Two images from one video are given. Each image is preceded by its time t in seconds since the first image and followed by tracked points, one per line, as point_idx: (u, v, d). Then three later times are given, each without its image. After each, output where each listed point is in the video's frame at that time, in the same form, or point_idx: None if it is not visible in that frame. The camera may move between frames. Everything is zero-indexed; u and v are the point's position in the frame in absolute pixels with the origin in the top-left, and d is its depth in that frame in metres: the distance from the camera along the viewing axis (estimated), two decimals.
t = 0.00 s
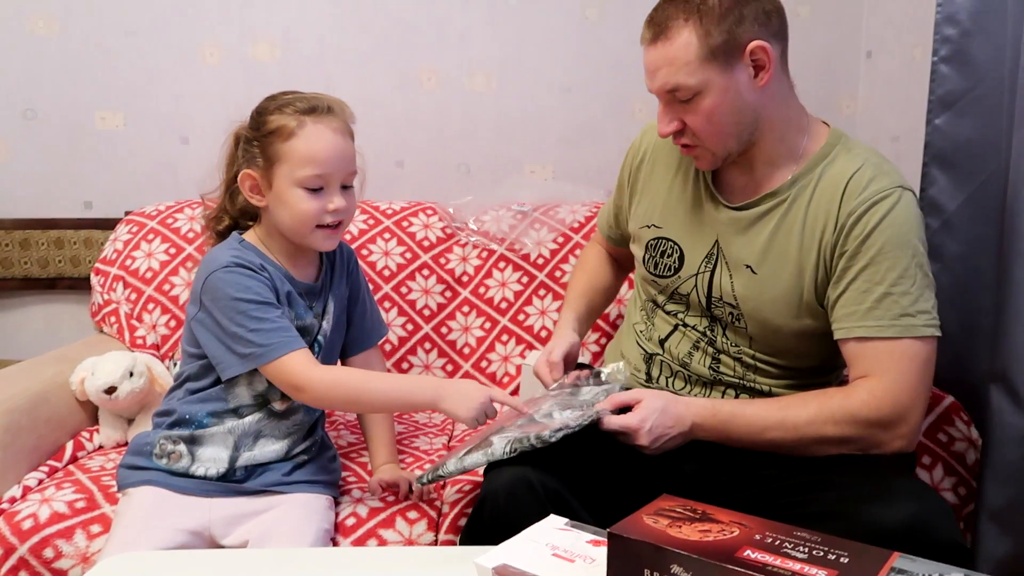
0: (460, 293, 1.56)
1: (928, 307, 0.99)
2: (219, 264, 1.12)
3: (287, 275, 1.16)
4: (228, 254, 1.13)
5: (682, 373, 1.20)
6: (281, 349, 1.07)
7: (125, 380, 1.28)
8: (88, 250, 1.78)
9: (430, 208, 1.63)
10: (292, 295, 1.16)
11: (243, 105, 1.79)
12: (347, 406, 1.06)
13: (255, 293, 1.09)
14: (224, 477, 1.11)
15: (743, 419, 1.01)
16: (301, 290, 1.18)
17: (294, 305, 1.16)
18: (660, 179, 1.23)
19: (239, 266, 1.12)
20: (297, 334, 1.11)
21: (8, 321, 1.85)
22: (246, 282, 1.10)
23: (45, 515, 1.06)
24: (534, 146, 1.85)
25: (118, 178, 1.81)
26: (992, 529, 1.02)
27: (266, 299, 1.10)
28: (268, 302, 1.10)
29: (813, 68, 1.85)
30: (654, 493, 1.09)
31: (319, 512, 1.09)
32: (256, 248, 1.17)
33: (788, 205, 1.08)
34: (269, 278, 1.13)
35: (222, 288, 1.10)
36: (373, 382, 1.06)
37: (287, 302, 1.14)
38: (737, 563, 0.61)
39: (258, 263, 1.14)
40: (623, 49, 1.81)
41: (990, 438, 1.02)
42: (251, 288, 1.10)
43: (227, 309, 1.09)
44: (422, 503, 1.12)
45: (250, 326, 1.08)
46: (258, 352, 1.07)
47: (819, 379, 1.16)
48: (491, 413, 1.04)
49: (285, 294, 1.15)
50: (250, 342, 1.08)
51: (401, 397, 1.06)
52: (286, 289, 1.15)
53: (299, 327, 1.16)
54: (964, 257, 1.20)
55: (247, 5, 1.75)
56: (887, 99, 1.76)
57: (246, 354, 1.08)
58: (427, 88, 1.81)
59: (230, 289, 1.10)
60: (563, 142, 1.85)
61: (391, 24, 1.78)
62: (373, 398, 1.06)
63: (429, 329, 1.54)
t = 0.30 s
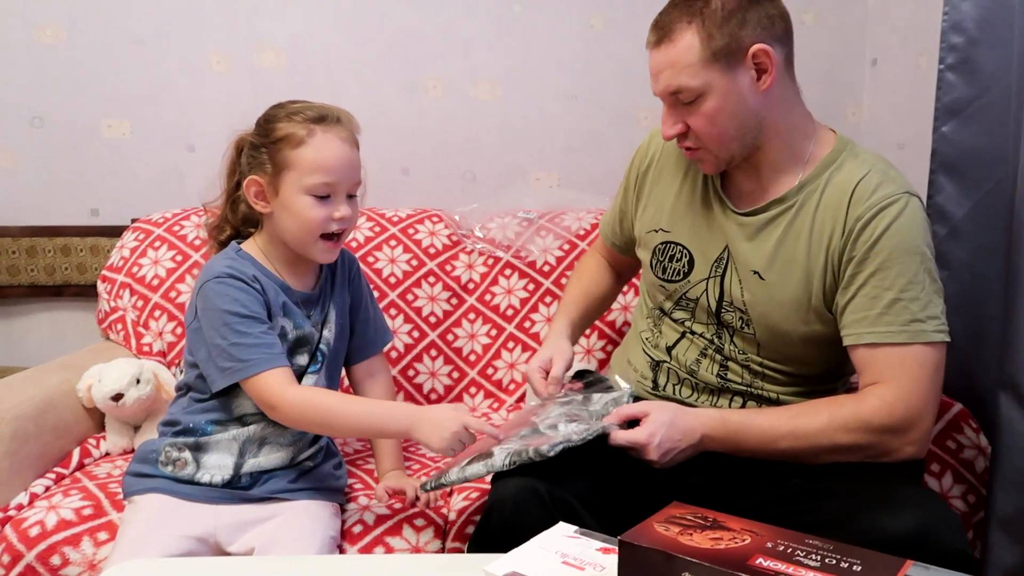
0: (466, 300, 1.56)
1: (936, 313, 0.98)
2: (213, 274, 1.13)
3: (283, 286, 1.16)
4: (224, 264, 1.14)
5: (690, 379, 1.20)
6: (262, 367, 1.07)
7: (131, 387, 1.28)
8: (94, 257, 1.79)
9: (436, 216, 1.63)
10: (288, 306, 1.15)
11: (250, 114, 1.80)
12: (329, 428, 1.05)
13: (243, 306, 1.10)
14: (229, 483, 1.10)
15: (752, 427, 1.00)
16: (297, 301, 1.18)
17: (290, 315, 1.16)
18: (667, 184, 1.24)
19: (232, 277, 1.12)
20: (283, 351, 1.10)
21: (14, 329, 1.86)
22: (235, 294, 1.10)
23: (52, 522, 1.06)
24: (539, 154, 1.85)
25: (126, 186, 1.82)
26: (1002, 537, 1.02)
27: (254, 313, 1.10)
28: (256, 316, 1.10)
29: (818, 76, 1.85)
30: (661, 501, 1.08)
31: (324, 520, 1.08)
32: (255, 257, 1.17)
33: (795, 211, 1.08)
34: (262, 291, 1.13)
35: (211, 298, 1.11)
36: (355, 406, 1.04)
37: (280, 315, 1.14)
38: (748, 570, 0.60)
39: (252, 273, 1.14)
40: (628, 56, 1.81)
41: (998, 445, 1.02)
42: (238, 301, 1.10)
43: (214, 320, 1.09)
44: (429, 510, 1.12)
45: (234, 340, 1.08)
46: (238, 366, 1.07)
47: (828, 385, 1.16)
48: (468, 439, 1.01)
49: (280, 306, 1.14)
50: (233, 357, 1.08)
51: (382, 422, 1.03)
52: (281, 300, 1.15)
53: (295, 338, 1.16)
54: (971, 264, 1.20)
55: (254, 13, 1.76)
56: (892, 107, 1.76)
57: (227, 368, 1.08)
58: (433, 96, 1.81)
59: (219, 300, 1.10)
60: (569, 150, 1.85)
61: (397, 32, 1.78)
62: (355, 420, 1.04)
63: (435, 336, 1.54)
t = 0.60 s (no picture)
0: (474, 304, 1.56)
1: (943, 315, 0.98)
2: (227, 276, 1.13)
3: (293, 287, 1.17)
4: (235, 266, 1.14)
5: (697, 382, 1.20)
6: (287, 359, 1.07)
7: (142, 391, 1.28)
8: (105, 262, 1.80)
9: (444, 221, 1.64)
10: (298, 308, 1.16)
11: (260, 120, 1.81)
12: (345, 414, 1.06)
13: (261, 305, 1.10)
14: (239, 486, 1.11)
15: (762, 431, 1.00)
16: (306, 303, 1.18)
17: (300, 316, 1.16)
18: (671, 191, 1.24)
19: (243, 278, 1.13)
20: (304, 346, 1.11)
21: (27, 333, 1.87)
22: (250, 294, 1.11)
23: (64, 524, 1.07)
24: (548, 158, 1.85)
25: (136, 192, 1.83)
26: (1012, 543, 1.01)
27: (272, 312, 1.11)
28: (275, 314, 1.11)
29: (827, 81, 1.85)
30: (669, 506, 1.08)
31: (333, 522, 1.09)
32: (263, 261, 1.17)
33: (796, 216, 1.08)
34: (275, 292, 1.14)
35: (225, 300, 1.11)
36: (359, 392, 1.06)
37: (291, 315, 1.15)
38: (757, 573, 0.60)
39: (262, 274, 1.14)
40: (636, 61, 1.81)
41: (1010, 449, 1.01)
42: (255, 300, 1.10)
43: (233, 320, 1.10)
44: (437, 514, 1.12)
45: (255, 337, 1.08)
46: (263, 362, 1.08)
47: (836, 389, 1.16)
48: (497, 417, 1.03)
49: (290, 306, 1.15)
50: (256, 353, 1.08)
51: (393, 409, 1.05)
52: (291, 301, 1.15)
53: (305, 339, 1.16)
54: (981, 268, 1.20)
55: (264, 20, 1.77)
56: (901, 111, 1.75)
57: (252, 364, 1.09)
58: (441, 102, 1.82)
59: (237, 301, 1.10)
60: (577, 154, 1.86)
61: (406, 39, 1.79)
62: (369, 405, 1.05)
63: (443, 340, 1.54)
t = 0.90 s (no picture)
0: (476, 307, 1.56)
1: (944, 318, 0.98)
2: (225, 278, 1.13)
3: (291, 290, 1.17)
4: (234, 269, 1.14)
5: (699, 383, 1.20)
6: (272, 368, 1.07)
7: (145, 393, 1.28)
8: (108, 265, 1.80)
9: (447, 224, 1.64)
10: (296, 312, 1.16)
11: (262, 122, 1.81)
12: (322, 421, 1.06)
13: (256, 309, 1.10)
14: (241, 489, 1.11)
15: (764, 435, 1.00)
16: (306, 306, 1.18)
17: (298, 320, 1.16)
18: (673, 193, 1.24)
19: (243, 280, 1.13)
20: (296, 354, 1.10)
21: (30, 336, 1.87)
22: (246, 297, 1.11)
23: (66, 527, 1.07)
24: (550, 161, 1.85)
25: (139, 195, 1.84)
26: (1017, 548, 1.00)
27: (267, 316, 1.11)
28: (269, 319, 1.10)
29: (830, 84, 1.85)
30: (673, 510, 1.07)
31: (334, 526, 1.08)
32: (264, 264, 1.18)
33: (798, 218, 1.08)
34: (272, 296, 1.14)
35: (222, 302, 1.12)
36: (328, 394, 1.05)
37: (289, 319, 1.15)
38: None
39: (261, 278, 1.14)
40: (638, 64, 1.81)
41: (1014, 453, 1.01)
42: (249, 304, 1.10)
43: (227, 322, 1.10)
44: (439, 518, 1.12)
45: (246, 343, 1.08)
46: (251, 367, 1.07)
47: (838, 391, 1.15)
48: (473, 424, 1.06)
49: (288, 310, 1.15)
50: (245, 358, 1.08)
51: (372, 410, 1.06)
52: (289, 304, 1.16)
53: (304, 343, 1.16)
54: (985, 271, 1.20)
55: (266, 23, 1.77)
56: (904, 114, 1.75)
57: (241, 369, 1.09)
58: (443, 105, 1.82)
59: (232, 304, 1.10)
60: (579, 157, 1.86)
61: (408, 42, 1.79)
62: (350, 410, 1.05)
63: (445, 343, 1.54)
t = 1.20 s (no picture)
0: (476, 307, 1.56)
1: (940, 318, 0.98)
2: (189, 287, 1.14)
3: (264, 296, 1.17)
4: (203, 277, 1.15)
5: (700, 380, 1.20)
6: (198, 384, 1.07)
7: (144, 394, 1.28)
8: (109, 265, 1.80)
9: (446, 223, 1.64)
10: (269, 318, 1.16)
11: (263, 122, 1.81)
12: (232, 443, 1.07)
13: (209, 322, 1.10)
14: (235, 490, 1.12)
15: (764, 435, 0.99)
16: (282, 311, 1.18)
17: (273, 326, 1.16)
18: (677, 190, 1.24)
19: (207, 289, 1.13)
20: (228, 374, 1.10)
21: (31, 336, 1.88)
22: (199, 306, 1.11)
23: (66, 527, 1.07)
24: (551, 161, 1.85)
25: (139, 195, 1.83)
26: (1017, 547, 1.00)
27: (218, 330, 1.10)
28: (219, 333, 1.10)
29: (830, 83, 1.85)
30: (672, 509, 1.07)
31: (330, 525, 1.08)
32: (239, 272, 1.18)
33: (801, 216, 1.08)
34: (231, 310, 1.13)
35: (179, 305, 1.13)
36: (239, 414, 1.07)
37: (257, 328, 1.14)
38: None
39: (227, 288, 1.14)
40: (639, 63, 1.81)
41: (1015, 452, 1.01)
42: (195, 314, 1.11)
43: (174, 327, 1.12)
44: (439, 517, 1.11)
45: (187, 355, 1.09)
46: (173, 376, 1.09)
47: (839, 390, 1.15)
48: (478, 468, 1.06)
49: (259, 318, 1.15)
50: (171, 366, 1.10)
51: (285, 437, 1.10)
52: (258, 313, 1.15)
53: (282, 348, 1.16)
54: (986, 271, 1.19)
55: (267, 23, 1.77)
56: (906, 114, 1.75)
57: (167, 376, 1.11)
58: (444, 104, 1.82)
59: (187, 314, 1.11)
60: (580, 157, 1.85)
61: (409, 42, 1.79)
62: (259, 435, 1.08)
63: (445, 343, 1.54)
